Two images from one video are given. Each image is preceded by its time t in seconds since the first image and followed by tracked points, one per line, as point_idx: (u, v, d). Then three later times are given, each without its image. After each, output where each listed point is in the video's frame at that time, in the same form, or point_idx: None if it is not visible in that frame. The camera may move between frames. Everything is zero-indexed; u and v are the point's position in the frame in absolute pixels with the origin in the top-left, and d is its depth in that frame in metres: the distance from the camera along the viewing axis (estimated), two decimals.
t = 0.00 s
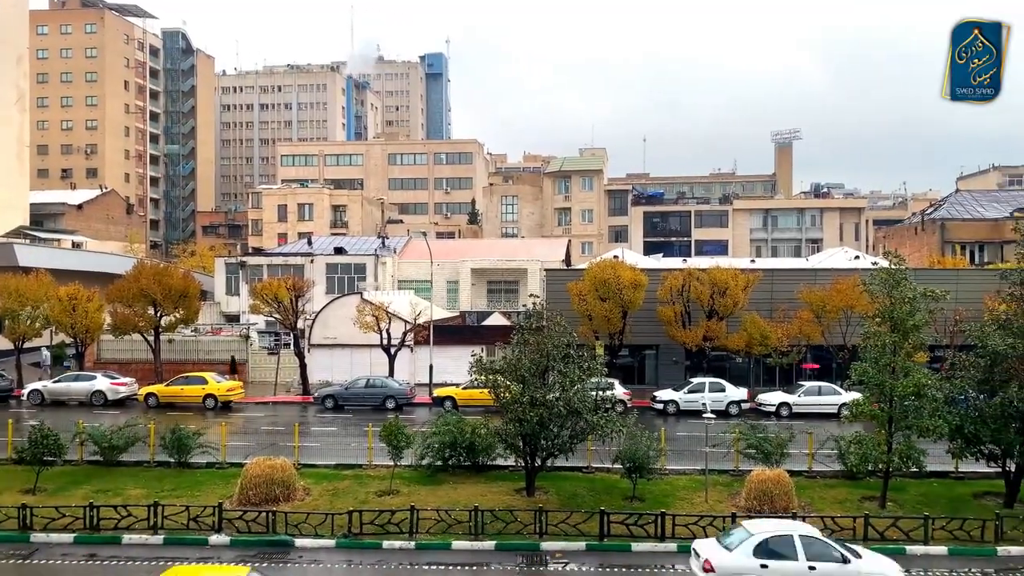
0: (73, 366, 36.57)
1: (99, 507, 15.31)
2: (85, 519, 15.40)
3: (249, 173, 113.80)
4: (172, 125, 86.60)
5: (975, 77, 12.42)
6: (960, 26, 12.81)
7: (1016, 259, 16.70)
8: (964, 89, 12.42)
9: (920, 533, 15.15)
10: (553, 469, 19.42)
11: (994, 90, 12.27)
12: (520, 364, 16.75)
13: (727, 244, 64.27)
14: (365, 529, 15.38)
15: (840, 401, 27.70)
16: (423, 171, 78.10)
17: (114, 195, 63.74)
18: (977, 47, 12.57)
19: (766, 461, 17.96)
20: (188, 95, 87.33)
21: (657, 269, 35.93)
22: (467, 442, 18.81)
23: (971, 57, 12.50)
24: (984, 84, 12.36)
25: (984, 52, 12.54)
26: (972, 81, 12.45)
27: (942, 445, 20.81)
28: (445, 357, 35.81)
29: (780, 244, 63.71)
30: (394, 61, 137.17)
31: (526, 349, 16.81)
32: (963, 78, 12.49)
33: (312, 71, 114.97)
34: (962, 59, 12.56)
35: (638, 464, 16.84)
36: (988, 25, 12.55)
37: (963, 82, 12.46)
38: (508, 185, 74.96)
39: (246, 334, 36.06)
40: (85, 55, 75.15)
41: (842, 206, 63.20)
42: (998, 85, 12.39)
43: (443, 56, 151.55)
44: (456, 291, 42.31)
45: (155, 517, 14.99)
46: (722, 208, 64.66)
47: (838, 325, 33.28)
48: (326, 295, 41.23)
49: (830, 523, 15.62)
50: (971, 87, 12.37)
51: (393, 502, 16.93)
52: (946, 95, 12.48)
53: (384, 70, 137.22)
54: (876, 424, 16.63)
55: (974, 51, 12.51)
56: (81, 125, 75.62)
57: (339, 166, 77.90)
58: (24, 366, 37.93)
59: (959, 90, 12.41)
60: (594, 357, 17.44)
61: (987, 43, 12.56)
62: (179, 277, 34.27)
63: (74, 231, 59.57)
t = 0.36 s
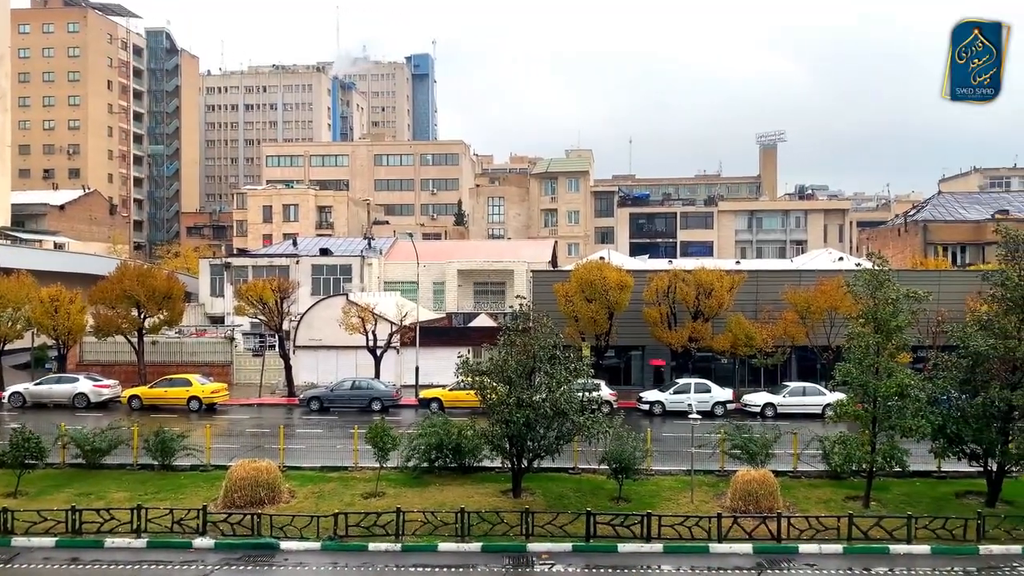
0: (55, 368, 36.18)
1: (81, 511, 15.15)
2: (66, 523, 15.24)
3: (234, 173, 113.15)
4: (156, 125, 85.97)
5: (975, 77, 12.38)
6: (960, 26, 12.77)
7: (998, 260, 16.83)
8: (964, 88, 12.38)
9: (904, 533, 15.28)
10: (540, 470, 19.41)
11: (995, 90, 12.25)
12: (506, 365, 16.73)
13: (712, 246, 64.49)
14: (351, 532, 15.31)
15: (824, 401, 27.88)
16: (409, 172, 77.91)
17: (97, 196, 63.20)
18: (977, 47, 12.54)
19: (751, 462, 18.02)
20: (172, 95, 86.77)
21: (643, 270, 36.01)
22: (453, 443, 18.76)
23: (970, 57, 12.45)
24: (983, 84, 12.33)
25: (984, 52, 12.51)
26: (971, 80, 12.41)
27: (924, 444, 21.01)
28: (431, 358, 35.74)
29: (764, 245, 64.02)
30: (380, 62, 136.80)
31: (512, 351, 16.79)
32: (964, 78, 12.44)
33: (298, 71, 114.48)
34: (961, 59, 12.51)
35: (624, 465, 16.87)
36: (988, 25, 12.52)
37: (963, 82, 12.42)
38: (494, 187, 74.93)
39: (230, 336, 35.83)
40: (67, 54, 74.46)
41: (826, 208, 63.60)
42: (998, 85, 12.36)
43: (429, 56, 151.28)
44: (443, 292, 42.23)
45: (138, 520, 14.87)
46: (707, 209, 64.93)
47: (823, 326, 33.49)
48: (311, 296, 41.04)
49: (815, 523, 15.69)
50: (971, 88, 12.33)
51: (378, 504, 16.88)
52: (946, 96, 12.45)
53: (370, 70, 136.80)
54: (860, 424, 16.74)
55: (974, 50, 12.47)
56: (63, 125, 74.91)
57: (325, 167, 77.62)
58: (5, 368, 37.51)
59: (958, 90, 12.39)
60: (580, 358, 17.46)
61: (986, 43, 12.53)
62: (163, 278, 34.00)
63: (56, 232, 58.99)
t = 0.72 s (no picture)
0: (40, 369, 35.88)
1: (66, 513, 15.02)
2: (51, 525, 15.11)
3: (221, 173, 112.69)
4: (142, 125, 85.44)
5: (975, 77, 12.35)
6: (960, 26, 12.73)
7: (983, 261, 16.97)
8: (964, 88, 12.34)
9: (890, 531, 15.38)
10: (528, 470, 19.42)
11: (995, 91, 12.22)
12: (495, 366, 16.71)
13: (700, 246, 64.75)
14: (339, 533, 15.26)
15: (811, 401, 28.04)
16: (398, 172, 77.77)
17: (83, 196, 62.79)
18: (977, 47, 12.49)
19: (739, 461, 18.08)
20: (159, 95, 86.36)
21: (632, 270, 36.12)
22: (442, 444, 18.74)
23: (971, 57, 12.41)
24: (983, 84, 12.31)
25: (984, 52, 12.46)
26: (972, 80, 12.37)
27: (910, 443, 21.18)
28: (420, 359, 35.68)
29: (752, 246, 64.30)
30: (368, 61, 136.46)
31: (501, 351, 16.79)
32: (963, 78, 12.41)
33: (286, 71, 114.04)
34: (962, 59, 12.46)
35: (613, 465, 16.92)
36: (988, 26, 12.48)
37: (963, 82, 12.38)
38: (483, 187, 74.85)
39: (217, 337, 35.66)
40: (52, 53, 73.87)
41: (814, 209, 63.91)
42: (998, 85, 12.34)
43: (417, 56, 150.98)
44: (432, 293, 42.17)
45: (124, 522, 14.78)
46: (695, 210, 65.19)
47: (810, 326, 33.66)
48: (299, 297, 40.90)
49: (802, 522, 15.76)
50: (971, 87, 12.28)
51: (367, 505, 16.85)
52: (946, 96, 12.42)
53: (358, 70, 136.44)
54: (847, 424, 16.85)
55: (973, 51, 12.43)
56: (48, 124, 74.35)
57: (314, 167, 77.40)
58: None
59: (958, 90, 12.35)
60: (569, 358, 17.48)
61: (986, 43, 12.48)
62: (149, 278, 33.80)
63: (41, 232, 58.53)
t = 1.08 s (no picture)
0: (22, 371, 35.53)
1: (48, 517, 14.86)
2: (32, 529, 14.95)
3: (206, 174, 112.09)
4: (126, 125, 84.79)
5: (975, 77, 12.49)
6: (960, 26, 12.85)
7: (964, 262, 17.14)
8: (964, 89, 12.48)
9: (874, 531, 15.49)
10: (515, 471, 19.40)
11: (995, 91, 12.37)
12: (482, 367, 16.68)
13: (686, 247, 65.00)
14: (324, 535, 15.19)
15: (795, 402, 28.21)
16: (384, 173, 77.60)
17: (65, 196, 62.22)
18: (977, 47, 12.63)
19: (725, 461, 18.16)
20: (143, 95, 85.77)
21: (618, 272, 36.22)
22: (428, 445, 18.68)
23: (971, 57, 12.55)
24: (984, 84, 12.44)
25: (984, 52, 12.61)
26: (972, 81, 12.52)
27: (893, 443, 21.36)
28: (406, 360, 35.60)
29: (737, 247, 64.65)
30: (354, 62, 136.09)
31: (487, 353, 16.76)
32: (963, 78, 12.55)
33: (271, 71, 113.50)
34: (962, 59, 12.60)
35: (600, 466, 16.94)
36: (988, 25, 12.60)
37: (963, 82, 12.52)
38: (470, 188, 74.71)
39: (202, 338, 35.44)
40: (34, 52, 73.14)
41: (798, 210, 64.30)
42: (998, 86, 12.48)
43: (404, 57, 150.78)
44: (418, 294, 42.11)
45: (108, 525, 14.66)
46: (681, 212, 65.45)
47: (794, 327, 33.84)
48: (284, 298, 40.71)
49: (788, 522, 15.84)
50: (971, 88, 12.43)
51: (353, 507, 16.79)
52: (946, 95, 12.55)
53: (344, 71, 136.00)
54: (831, 424, 16.96)
55: (974, 50, 12.56)
56: (30, 124, 73.60)
57: (299, 168, 77.07)
58: None
59: (958, 91, 12.49)
60: (556, 359, 17.47)
61: (986, 43, 12.60)
62: (133, 279, 33.53)
63: (22, 233, 57.92)
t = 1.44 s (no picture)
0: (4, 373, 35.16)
1: (32, 520, 14.72)
2: (16, 532, 14.81)
3: (191, 174, 111.52)
4: (110, 125, 84.21)
5: (976, 77, 12.79)
6: (960, 27, 13.16)
7: (948, 263, 17.29)
8: (963, 89, 12.79)
9: (859, 530, 15.59)
10: (502, 472, 19.37)
11: (995, 91, 12.66)
12: (469, 368, 16.67)
13: (673, 248, 65.20)
14: (311, 537, 15.12)
15: (782, 402, 28.35)
16: (371, 173, 77.41)
17: (48, 196, 61.68)
18: (977, 47, 12.94)
19: (711, 461, 18.23)
20: (128, 94, 85.26)
21: (605, 273, 36.31)
22: (415, 447, 18.63)
23: (971, 57, 12.86)
24: (984, 84, 12.74)
25: (984, 52, 12.90)
26: (972, 80, 12.81)
27: (878, 443, 21.51)
28: (394, 361, 35.52)
29: (723, 248, 64.93)
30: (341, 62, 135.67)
31: (475, 353, 16.75)
32: (963, 78, 12.85)
33: (258, 71, 112.99)
34: (962, 59, 12.91)
35: (587, 466, 16.96)
36: (988, 26, 12.91)
37: (963, 82, 12.83)
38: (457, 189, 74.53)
39: (188, 340, 35.24)
40: (18, 51, 72.47)
41: (785, 212, 64.62)
42: (998, 85, 12.78)
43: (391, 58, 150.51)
44: (406, 295, 42.01)
45: (92, 528, 14.52)
46: (668, 213, 65.63)
47: (780, 328, 34.01)
48: (271, 299, 40.55)
49: (774, 522, 15.91)
50: (971, 88, 12.74)
51: (340, 509, 16.73)
52: (946, 95, 12.85)
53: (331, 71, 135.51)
54: (817, 424, 17.06)
55: (974, 51, 12.87)
56: (13, 123, 72.91)
57: (285, 168, 76.74)
58: None
59: (959, 91, 12.78)
60: (543, 360, 17.50)
61: (987, 43, 12.91)
62: (118, 280, 33.29)
63: (5, 233, 57.36)
